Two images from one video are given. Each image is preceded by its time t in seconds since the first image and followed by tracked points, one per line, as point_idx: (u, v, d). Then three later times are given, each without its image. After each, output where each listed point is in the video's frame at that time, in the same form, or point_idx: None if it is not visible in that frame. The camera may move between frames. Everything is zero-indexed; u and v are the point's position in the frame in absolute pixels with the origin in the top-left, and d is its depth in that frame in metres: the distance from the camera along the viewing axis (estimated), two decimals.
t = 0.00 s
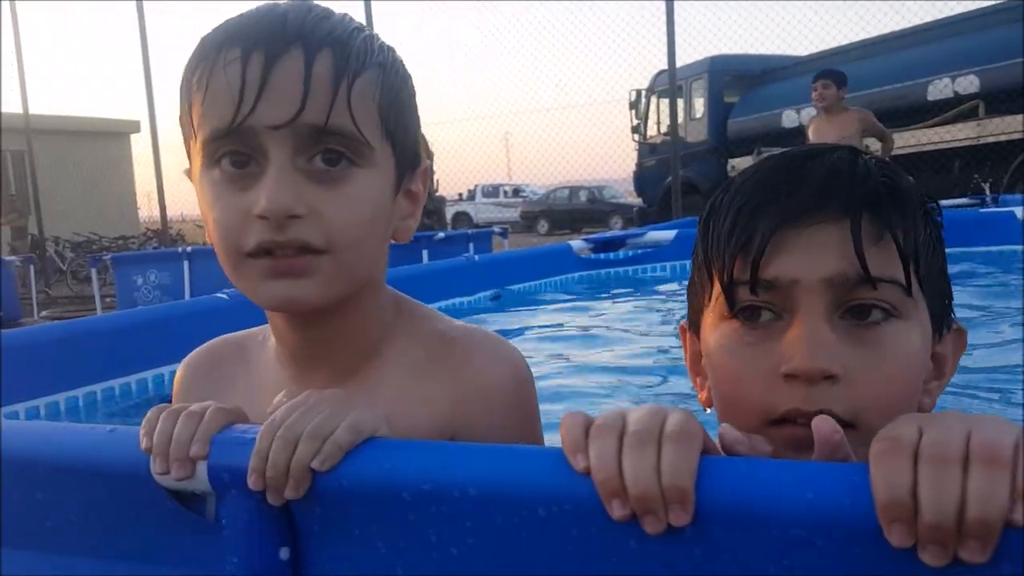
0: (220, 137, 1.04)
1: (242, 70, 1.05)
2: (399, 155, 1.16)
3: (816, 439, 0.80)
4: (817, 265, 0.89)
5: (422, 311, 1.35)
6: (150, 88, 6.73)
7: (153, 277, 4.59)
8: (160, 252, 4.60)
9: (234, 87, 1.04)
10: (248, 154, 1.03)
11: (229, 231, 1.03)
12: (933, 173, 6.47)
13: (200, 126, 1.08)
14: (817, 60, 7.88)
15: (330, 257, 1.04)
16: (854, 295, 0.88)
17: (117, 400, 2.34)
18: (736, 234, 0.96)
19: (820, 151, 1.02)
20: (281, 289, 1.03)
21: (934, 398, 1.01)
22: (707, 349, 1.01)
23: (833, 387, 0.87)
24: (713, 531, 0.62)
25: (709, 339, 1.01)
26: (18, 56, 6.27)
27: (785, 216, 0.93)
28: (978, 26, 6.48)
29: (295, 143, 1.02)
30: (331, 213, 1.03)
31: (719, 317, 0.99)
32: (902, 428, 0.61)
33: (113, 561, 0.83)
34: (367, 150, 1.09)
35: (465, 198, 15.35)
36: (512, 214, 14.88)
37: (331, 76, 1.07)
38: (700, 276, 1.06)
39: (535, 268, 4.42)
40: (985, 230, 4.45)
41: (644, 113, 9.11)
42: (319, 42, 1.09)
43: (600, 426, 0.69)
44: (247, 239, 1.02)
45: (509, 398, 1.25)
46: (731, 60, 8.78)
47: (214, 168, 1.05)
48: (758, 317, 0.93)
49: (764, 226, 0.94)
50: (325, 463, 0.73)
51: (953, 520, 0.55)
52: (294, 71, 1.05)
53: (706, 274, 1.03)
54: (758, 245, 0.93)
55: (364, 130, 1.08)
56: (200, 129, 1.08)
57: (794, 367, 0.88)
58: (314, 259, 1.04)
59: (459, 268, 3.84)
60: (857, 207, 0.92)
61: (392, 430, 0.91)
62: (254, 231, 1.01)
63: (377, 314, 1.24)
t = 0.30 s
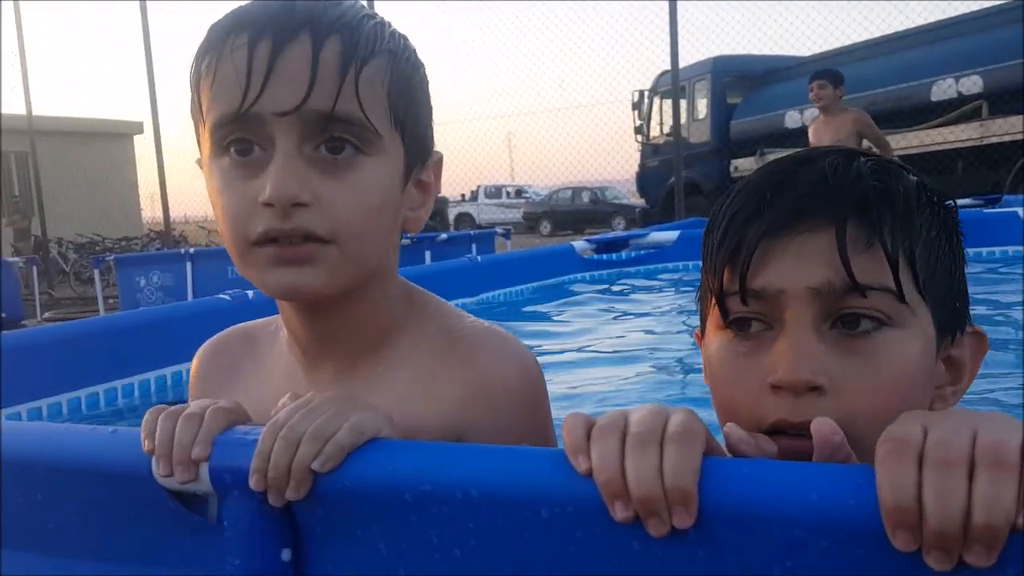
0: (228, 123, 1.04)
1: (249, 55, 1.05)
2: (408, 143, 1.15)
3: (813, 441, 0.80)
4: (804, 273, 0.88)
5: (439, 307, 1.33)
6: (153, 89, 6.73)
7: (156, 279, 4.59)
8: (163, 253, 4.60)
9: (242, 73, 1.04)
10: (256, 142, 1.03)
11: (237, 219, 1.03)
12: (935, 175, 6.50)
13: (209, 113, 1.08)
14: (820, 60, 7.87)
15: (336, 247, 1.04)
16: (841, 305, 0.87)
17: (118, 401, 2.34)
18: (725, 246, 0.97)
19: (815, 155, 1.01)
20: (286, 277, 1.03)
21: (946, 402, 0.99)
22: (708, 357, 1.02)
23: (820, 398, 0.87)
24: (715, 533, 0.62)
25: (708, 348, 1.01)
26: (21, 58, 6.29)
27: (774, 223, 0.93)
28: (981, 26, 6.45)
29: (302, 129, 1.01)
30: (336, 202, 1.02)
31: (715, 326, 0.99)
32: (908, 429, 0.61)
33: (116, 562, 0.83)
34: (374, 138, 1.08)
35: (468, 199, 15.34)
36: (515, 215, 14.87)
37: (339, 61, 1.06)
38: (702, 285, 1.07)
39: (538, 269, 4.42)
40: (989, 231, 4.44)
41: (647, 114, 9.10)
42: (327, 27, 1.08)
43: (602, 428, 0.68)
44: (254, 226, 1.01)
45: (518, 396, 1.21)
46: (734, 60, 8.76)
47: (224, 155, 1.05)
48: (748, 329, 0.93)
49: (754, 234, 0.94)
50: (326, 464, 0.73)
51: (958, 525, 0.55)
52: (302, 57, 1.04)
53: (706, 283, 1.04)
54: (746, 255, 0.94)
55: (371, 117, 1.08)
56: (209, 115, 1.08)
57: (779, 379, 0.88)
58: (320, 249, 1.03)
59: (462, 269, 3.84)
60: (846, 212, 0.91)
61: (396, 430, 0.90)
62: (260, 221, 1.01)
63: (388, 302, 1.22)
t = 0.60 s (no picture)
0: (224, 113, 1.04)
1: (240, 42, 1.05)
2: (409, 127, 1.13)
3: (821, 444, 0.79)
4: (817, 270, 0.88)
5: (460, 301, 1.31)
6: (156, 90, 6.74)
7: (159, 279, 4.60)
8: (165, 253, 4.60)
9: (232, 61, 1.04)
10: (249, 131, 1.02)
11: (232, 211, 1.03)
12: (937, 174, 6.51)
13: (208, 105, 1.09)
14: (822, 59, 7.87)
15: (327, 237, 1.01)
16: (854, 303, 0.87)
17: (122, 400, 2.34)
18: (741, 238, 0.97)
19: (835, 148, 1.00)
20: (280, 267, 1.00)
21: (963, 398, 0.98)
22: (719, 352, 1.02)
23: (828, 396, 0.86)
24: (723, 533, 0.62)
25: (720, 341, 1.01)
26: (23, 58, 6.30)
27: (790, 217, 0.93)
28: (983, 27, 6.37)
29: (290, 119, 1.01)
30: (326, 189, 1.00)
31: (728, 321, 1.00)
32: (916, 429, 0.61)
33: (122, 563, 0.83)
34: (368, 123, 1.06)
35: (469, 200, 15.34)
36: (517, 215, 14.87)
37: (328, 45, 1.05)
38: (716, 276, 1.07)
39: (541, 269, 4.42)
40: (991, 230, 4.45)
41: (649, 114, 9.10)
42: (317, 12, 1.07)
43: (606, 429, 0.67)
44: (247, 218, 1.00)
45: (531, 393, 1.18)
46: (736, 60, 8.76)
47: (224, 147, 1.05)
48: (760, 324, 0.94)
49: (769, 229, 0.94)
50: (331, 464, 0.72)
51: (968, 525, 0.54)
52: (290, 43, 1.03)
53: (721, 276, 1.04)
54: (761, 249, 0.94)
55: (363, 101, 1.06)
56: (206, 107, 1.08)
57: (786, 377, 0.88)
58: (313, 238, 1.00)
59: (465, 269, 3.84)
60: (863, 207, 0.91)
61: (401, 429, 0.90)
62: (252, 213, 1.00)
63: (401, 296, 1.21)
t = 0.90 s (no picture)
0: (235, 114, 1.04)
1: (248, 46, 1.05)
2: (420, 128, 1.12)
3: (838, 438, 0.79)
4: (871, 221, 0.85)
5: (473, 303, 1.31)
6: (156, 91, 6.75)
7: (159, 280, 4.60)
8: (166, 254, 4.60)
9: (242, 63, 1.04)
10: (258, 131, 1.03)
11: (238, 208, 1.03)
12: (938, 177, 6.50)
13: (220, 106, 1.09)
14: (823, 60, 7.87)
15: (329, 239, 1.00)
16: (907, 258, 0.85)
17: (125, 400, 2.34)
18: (781, 193, 0.93)
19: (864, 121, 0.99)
20: (284, 266, 1.00)
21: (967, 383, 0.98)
22: (739, 320, 0.98)
23: (884, 349, 0.83)
24: (729, 534, 0.62)
25: (743, 308, 0.97)
26: (23, 57, 6.31)
27: (835, 172, 0.90)
28: (985, 28, 6.28)
29: (296, 120, 1.01)
30: (327, 193, 1.00)
31: (756, 281, 0.95)
32: (926, 428, 0.60)
33: (125, 563, 0.83)
34: (375, 126, 1.06)
35: (470, 201, 15.34)
36: (517, 216, 14.87)
37: (334, 47, 1.04)
38: (734, 243, 1.03)
39: (543, 270, 4.42)
40: (993, 232, 4.44)
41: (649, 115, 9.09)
42: (323, 15, 1.06)
43: (614, 428, 0.68)
44: (251, 216, 1.00)
45: (537, 399, 1.18)
46: (736, 61, 8.77)
47: (237, 144, 1.06)
48: (803, 280, 0.89)
49: (812, 184, 0.91)
50: (339, 462, 0.72)
51: (977, 523, 0.54)
52: (295, 47, 1.03)
53: (743, 240, 1.00)
54: (807, 203, 0.90)
55: (369, 103, 1.05)
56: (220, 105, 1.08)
57: (846, 327, 0.84)
58: (316, 239, 1.00)
59: (467, 270, 3.84)
60: (909, 167, 0.89)
61: (406, 430, 0.90)
62: (255, 210, 1.00)
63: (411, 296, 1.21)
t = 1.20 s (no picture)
0: (214, 120, 1.04)
1: (223, 50, 1.04)
2: (396, 132, 1.10)
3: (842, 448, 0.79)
4: (866, 235, 0.85)
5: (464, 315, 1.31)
6: (155, 91, 6.74)
7: (157, 280, 4.59)
8: (163, 253, 4.59)
9: (217, 67, 1.03)
10: (234, 136, 1.02)
11: (215, 211, 1.03)
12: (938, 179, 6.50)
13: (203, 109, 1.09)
14: (823, 63, 7.88)
15: (298, 244, 1.00)
16: (904, 272, 0.84)
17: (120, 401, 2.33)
18: (777, 201, 0.92)
19: (867, 122, 0.98)
20: (254, 272, 0.99)
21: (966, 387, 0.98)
22: (735, 327, 0.98)
23: (880, 365, 0.83)
24: (730, 539, 0.61)
25: (740, 315, 0.97)
26: (23, 56, 6.30)
27: (835, 179, 0.90)
28: (993, 28, 6.32)
29: (267, 123, 1.00)
30: (296, 196, 0.99)
31: (753, 289, 0.95)
32: (926, 434, 0.60)
33: (120, 565, 0.83)
34: (347, 129, 1.04)
35: (469, 202, 15.33)
36: (516, 217, 14.86)
37: (305, 50, 1.03)
38: (731, 247, 1.03)
39: (542, 271, 4.42)
40: (992, 235, 4.45)
41: (648, 117, 9.09)
42: (296, 18, 1.05)
43: (614, 431, 0.68)
44: (223, 218, 1.00)
45: (528, 410, 1.19)
46: (736, 64, 8.77)
47: (219, 151, 1.06)
48: (800, 291, 0.89)
49: (810, 191, 0.90)
50: (338, 464, 0.72)
51: (977, 527, 0.54)
52: (266, 51, 1.02)
53: (740, 246, 1.00)
54: (804, 213, 0.89)
55: (339, 106, 1.04)
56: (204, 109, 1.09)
57: (841, 342, 0.84)
58: (287, 245, 0.99)
59: (465, 271, 3.83)
60: (909, 177, 0.88)
61: (404, 434, 0.90)
62: (226, 215, 1.00)
63: (404, 305, 1.21)
